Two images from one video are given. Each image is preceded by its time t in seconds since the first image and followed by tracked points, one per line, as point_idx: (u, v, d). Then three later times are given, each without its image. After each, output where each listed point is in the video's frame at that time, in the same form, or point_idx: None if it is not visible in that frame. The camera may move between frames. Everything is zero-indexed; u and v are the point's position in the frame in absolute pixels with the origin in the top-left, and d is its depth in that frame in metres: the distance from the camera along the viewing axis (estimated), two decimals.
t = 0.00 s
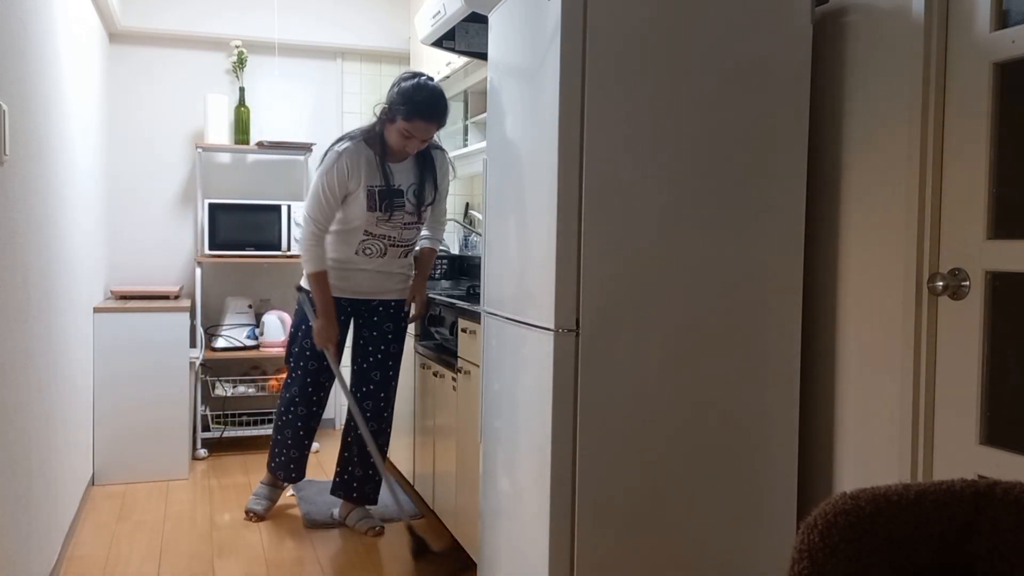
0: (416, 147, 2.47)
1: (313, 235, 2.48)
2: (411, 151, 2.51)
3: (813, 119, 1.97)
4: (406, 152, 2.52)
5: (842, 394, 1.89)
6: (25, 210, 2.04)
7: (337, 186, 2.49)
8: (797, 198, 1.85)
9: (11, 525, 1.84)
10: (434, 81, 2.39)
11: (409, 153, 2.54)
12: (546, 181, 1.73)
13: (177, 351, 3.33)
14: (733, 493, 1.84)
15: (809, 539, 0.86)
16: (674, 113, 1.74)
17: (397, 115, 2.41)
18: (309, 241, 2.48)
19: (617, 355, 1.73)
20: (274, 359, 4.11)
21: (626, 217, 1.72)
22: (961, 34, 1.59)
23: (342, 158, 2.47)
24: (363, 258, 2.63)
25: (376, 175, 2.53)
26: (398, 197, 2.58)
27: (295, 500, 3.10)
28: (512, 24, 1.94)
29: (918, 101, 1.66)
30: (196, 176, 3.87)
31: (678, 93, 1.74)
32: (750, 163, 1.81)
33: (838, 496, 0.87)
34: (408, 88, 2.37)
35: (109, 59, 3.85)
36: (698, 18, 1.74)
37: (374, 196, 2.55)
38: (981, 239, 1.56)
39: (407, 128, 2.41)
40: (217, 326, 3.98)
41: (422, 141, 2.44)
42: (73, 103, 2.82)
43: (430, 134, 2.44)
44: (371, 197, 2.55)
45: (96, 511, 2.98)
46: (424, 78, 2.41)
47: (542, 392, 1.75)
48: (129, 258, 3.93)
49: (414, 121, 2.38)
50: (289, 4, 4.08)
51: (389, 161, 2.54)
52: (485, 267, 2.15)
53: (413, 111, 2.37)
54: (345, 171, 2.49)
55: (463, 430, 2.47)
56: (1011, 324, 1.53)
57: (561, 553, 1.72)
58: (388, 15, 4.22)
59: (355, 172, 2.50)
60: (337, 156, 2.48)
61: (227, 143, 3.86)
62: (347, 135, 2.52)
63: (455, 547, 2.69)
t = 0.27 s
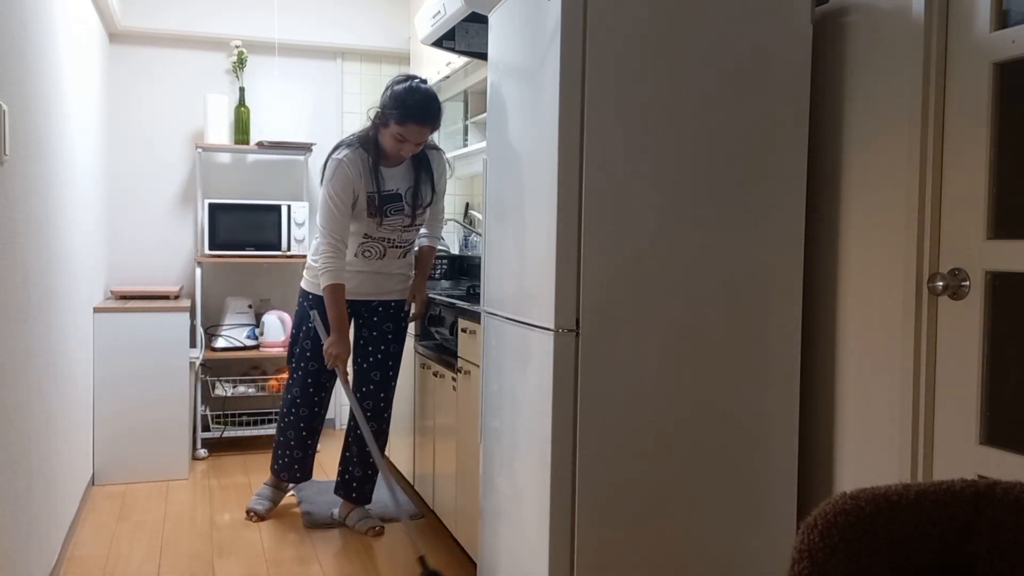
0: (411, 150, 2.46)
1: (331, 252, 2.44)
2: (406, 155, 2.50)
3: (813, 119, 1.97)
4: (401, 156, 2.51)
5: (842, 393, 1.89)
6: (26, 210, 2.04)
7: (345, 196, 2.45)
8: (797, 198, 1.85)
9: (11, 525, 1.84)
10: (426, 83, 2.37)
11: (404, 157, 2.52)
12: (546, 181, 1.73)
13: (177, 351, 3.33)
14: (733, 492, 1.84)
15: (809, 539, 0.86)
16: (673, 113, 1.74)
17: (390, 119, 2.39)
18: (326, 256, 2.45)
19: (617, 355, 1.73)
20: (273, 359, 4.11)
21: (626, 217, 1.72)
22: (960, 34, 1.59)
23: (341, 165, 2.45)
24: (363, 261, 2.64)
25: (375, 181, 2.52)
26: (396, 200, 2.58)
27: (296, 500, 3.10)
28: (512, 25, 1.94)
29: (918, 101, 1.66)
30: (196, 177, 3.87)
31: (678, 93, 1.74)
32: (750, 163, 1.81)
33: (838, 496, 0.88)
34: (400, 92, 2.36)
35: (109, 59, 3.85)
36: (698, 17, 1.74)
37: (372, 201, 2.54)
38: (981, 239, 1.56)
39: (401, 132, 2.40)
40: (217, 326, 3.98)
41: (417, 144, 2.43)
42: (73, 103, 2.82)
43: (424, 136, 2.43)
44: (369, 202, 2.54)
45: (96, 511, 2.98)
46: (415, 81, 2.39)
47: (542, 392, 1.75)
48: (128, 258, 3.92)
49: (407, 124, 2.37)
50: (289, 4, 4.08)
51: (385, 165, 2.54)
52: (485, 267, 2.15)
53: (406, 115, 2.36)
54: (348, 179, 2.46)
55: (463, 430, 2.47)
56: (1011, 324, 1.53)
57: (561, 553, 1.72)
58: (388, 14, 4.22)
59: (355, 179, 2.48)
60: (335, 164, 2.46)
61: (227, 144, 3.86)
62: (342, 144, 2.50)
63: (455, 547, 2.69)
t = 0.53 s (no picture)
0: (412, 148, 2.46)
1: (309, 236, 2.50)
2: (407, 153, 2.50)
3: (813, 119, 1.97)
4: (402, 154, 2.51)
5: (842, 394, 1.89)
6: (25, 210, 2.04)
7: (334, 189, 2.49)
8: (797, 199, 1.85)
9: (11, 525, 1.84)
10: (427, 81, 2.37)
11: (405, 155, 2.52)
12: (546, 182, 1.73)
13: (177, 351, 3.34)
14: (733, 492, 1.84)
15: (809, 539, 0.86)
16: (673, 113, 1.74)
17: (390, 116, 2.39)
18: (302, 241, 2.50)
19: (616, 356, 1.73)
20: (274, 359, 4.11)
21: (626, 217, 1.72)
22: (961, 34, 1.59)
23: (338, 162, 2.47)
24: (363, 260, 2.64)
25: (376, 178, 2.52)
26: (396, 199, 2.57)
27: (296, 500, 3.10)
28: (512, 24, 1.94)
29: (918, 101, 1.66)
30: (195, 177, 3.87)
31: (677, 93, 1.74)
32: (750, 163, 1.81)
33: (839, 496, 0.88)
34: (400, 88, 2.36)
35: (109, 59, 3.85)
36: (698, 17, 1.74)
37: (372, 198, 2.54)
38: (981, 239, 1.56)
39: (400, 129, 2.40)
40: (217, 326, 3.99)
41: (418, 142, 2.43)
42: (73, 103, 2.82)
43: (424, 134, 2.43)
44: (368, 200, 2.54)
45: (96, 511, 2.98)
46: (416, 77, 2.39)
47: (541, 392, 1.75)
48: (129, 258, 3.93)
49: (407, 122, 2.37)
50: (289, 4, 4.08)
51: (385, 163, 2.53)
52: (485, 268, 2.15)
53: (407, 112, 2.36)
54: (341, 174, 2.48)
55: (463, 430, 2.47)
56: (1011, 324, 1.53)
57: (561, 553, 1.72)
58: (388, 14, 4.23)
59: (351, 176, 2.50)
60: (332, 160, 2.47)
61: (227, 144, 3.86)
62: (342, 141, 2.50)
63: (455, 547, 2.69)
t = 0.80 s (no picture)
0: (409, 147, 2.45)
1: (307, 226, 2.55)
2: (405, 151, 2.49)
3: (813, 119, 1.97)
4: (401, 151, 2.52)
5: (842, 394, 1.89)
6: (25, 209, 2.04)
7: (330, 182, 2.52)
8: (797, 199, 1.85)
9: (11, 525, 1.84)
10: (426, 79, 2.38)
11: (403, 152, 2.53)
12: (546, 182, 1.73)
13: (177, 351, 3.33)
14: (733, 492, 1.84)
15: (810, 539, 0.86)
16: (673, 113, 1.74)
17: (388, 113, 2.40)
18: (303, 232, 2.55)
19: (616, 356, 1.73)
20: (273, 359, 4.11)
21: (626, 217, 1.72)
22: (961, 34, 1.59)
23: (336, 155, 2.50)
24: (360, 257, 2.64)
25: (374, 175, 2.53)
26: (394, 198, 2.57)
27: (296, 500, 3.11)
28: (512, 25, 1.94)
29: (918, 102, 1.66)
30: (195, 176, 3.87)
31: (678, 93, 1.74)
32: (751, 164, 1.81)
33: (839, 496, 0.88)
34: (398, 84, 2.37)
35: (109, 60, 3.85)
36: (698, 17, 1.74)
37: (370, 195, 2.55)
38: (981, 239, 1.56)
39: (398, 126, 2.40)
40: (217, 325, 3.99)
41: (415, 140, 2.42)
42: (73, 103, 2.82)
43: (422, 132, 2.42)
44: (366, 197, 2.55)
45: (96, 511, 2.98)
46: (416, 75, 2.40)
47: (541, 392, 1.75)
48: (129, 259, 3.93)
49: (405, 119, 2.37)
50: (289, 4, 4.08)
51: (384, 161, 2.54)
52: (485, 268, 2.15)
53: (406, 108, 2.36)
54: (338, 168, 2.51)
55: (463, 430, 2.47)
56: (1011, 324, 1.53)
57: (561, 553, 1.72)
58: (388, 14, 4.23)
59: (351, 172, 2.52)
60: (330, 154, 2.51)
61: (227, 143, 3.86)
62: (343, 137, 2.53)
63: (455, 547, 2.69)
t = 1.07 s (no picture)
0: (401, 150, 2.45)
1: (334, 258, 2.45)
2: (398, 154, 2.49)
3: (813, 119, 1.97)
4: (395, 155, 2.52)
5: (842, 394, 1.89)
6: (25, 210, 2.04)
7: (341, 201, 2.45)
8: (797, 199, 1.85)
9: (11, 525, 1.84)
10: (415, 82, 2.38)
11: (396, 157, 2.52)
12: (546, 182, 1.73)
13: (177, 351, 3.33)
14: (733, 492, 1.84)
15: (809, 539, 0.86)
16: (674, 112, 1.74)
17: (378, 117, 2.40)
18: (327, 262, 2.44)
19: (616, 356, 1.73)
20: (273, 359, 4.11)
21: (626, 217, 1.72)
22: (961, 34, 1.59)
23: (337, 168, 2.46)
24: (362, 263, 2.64)
25: (372, 181, 2.52)
26: (393, 201, 2.57)
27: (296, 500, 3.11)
28: (511, 25, 1.94)
29: (918, 101, 1.66)
30: (195, 176, 3.87)
31: (678, 92, 1.74)
32: (751, 163, 1.81)
33: (839, 496, 0.88)
34: (386, 89, 2.38)
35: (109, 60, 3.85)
36: (698, 17, 1.74)
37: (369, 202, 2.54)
38: (981, 239, 1.56)
39: (389, 130, 2.40)
40: (217, 325, 3.99)
41: (407, 142, 2.42)
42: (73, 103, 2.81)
43: (413, 134, 2.42)
44: (365, 203, 2.54)
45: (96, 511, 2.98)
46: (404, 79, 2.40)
47: (541, 392, 1.75)
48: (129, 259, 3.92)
49: (395, 121, 2.37)
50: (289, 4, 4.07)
51: (380, 167, 2.54)
52: (485, 268, 2.15)
53: (396, 111, 2.37)
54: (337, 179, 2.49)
55: (463, 430, 2.47)
56: (1011, 324, 1.53)
57: (561, 553, 1.72)
58: (388, 14, 4.23)
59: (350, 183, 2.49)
60: (331, 168, 2.47)
61: (227, 143, 3.86)
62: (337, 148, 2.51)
63: (455, 547, 2.69)
